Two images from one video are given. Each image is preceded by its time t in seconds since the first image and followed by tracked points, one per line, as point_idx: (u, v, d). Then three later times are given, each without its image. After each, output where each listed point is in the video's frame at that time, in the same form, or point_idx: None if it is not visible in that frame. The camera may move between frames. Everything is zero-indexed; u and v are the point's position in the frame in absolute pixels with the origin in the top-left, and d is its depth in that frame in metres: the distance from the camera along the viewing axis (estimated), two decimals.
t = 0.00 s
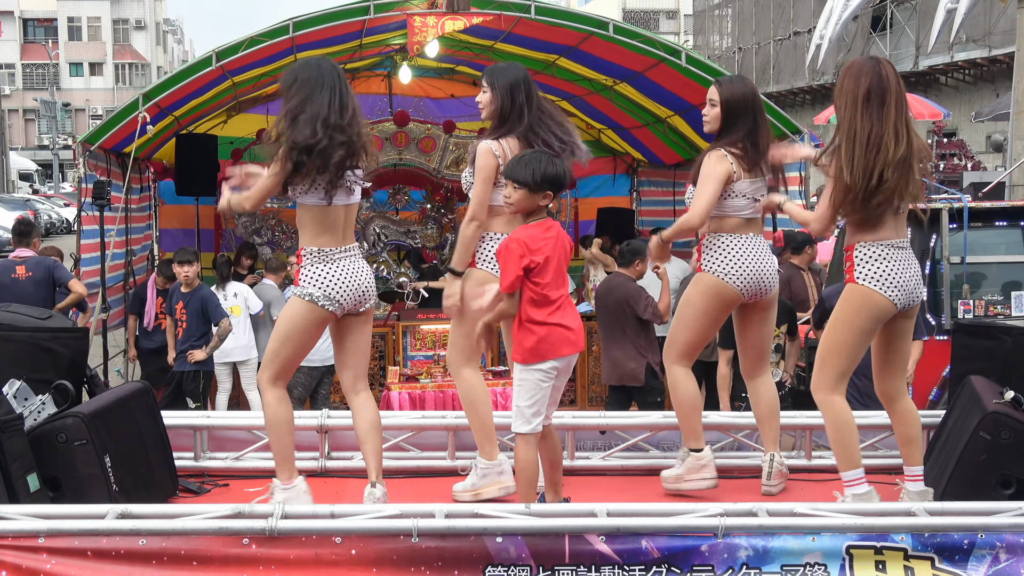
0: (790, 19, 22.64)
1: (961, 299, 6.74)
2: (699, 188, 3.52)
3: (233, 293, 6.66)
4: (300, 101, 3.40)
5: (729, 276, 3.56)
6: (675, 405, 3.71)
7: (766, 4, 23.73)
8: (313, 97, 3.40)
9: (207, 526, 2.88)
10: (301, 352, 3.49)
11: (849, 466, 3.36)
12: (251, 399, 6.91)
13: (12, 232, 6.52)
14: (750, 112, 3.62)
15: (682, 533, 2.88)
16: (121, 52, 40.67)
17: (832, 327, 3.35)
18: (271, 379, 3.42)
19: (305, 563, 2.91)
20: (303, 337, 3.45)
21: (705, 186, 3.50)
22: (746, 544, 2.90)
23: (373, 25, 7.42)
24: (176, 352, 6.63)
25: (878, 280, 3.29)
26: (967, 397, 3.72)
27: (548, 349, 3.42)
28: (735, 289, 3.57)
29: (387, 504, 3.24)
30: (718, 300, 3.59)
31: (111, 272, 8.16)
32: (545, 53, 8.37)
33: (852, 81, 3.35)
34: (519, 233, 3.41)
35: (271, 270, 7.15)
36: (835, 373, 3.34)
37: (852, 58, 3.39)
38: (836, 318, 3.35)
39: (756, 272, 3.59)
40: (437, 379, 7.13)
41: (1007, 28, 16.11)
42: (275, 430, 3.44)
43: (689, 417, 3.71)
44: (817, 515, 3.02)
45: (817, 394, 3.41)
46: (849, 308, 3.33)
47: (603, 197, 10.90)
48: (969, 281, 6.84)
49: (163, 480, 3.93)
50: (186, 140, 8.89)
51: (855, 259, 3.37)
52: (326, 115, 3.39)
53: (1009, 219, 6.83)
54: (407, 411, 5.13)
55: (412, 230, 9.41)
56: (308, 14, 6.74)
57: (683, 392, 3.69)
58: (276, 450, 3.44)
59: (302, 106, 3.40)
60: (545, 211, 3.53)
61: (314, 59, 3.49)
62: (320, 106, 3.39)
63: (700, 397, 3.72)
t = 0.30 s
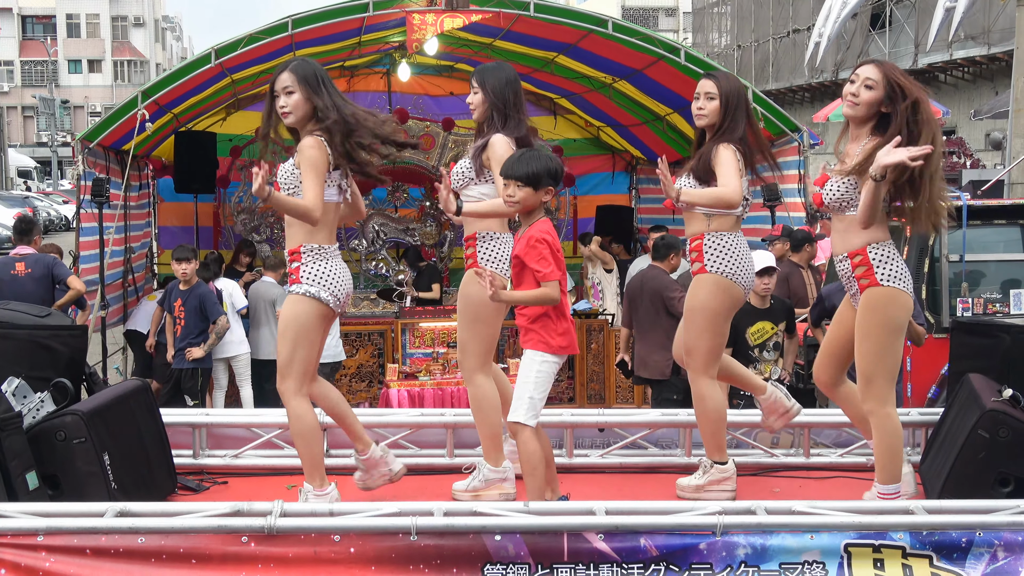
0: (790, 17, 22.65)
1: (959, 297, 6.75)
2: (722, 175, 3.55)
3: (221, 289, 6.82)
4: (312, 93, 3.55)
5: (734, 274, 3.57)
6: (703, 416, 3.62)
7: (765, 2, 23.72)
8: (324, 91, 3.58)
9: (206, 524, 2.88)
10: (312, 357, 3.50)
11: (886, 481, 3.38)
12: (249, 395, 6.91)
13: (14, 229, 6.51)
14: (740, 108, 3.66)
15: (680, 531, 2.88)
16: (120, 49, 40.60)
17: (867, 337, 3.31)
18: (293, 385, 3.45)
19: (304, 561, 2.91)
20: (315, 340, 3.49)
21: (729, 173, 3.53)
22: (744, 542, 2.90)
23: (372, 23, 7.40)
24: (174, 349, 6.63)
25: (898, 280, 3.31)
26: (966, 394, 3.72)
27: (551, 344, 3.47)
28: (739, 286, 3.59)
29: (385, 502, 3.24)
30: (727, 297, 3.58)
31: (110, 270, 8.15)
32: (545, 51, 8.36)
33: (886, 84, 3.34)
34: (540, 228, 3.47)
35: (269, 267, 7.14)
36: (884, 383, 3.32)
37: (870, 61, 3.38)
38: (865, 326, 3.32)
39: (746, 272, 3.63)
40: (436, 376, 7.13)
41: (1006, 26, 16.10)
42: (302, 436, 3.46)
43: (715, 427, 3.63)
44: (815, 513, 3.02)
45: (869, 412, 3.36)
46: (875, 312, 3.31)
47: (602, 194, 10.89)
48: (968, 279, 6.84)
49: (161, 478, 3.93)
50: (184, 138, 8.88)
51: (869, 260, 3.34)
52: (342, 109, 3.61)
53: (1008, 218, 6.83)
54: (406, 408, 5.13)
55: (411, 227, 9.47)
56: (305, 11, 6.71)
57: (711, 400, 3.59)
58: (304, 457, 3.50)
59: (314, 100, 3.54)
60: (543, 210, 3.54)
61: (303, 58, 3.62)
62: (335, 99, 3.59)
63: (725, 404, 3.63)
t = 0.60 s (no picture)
0: (788, 15, 22.66)
1: (957, 295, 6.76)
2: (731, 185, 3.59)
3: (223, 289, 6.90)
4: (310, 96, 3.62)
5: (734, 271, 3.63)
6: (699, 410, 3.61)
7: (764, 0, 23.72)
8: (318, 93, 3.66)
9: (205, 522, 2.88)
10: (314, 353, 3.58)
11: (880, 475, 3.35)
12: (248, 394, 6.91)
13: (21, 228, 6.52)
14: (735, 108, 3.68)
15: (679, 529, 2.89)
16: (118, 48, 40.56)
17: (851, 333, 3.35)
18: (300, 378, 3.51)
19: (303, 559, 2.91)
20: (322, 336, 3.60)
21: (739, 182, 3.58)
22: (742, 540, 2.91)
23: (370, 21, 7.40)
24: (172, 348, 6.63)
25: (889, 285, 3.37)
26: (963, 393, 3.73)
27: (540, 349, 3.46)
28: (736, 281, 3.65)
29: (384, 500, 3.25)
30: (723, 292, 3.61)
31: (110, 269, 8.15)
32: (543, 50, 8.37)
33: (878, 95, 3.34)
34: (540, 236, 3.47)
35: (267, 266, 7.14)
36: (865, 380, 3.32)
37: (858, 73, 3.36)
38: (848, 325, 3.37)
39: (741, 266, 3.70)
40: (434, 375, 7.12)
41: (1004, 24, 16.10)
42: (303, 431, 3.49)
43: (713, 422, 3.62)
44: (813, 511, 3.02)
45: (851, 410, 3.35)
46: (858, 312, 3.36)
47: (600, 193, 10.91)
48: (967, 278, 6.84)
49: (160, 476, 3.93)
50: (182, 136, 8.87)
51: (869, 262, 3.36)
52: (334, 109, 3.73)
53: (1006, 216, 6.84)
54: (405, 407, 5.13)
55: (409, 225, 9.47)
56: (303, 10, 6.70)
57: (709, 396, 3.59)
58: (304, 452, 3.53)
59: (314, 102, 3.63)
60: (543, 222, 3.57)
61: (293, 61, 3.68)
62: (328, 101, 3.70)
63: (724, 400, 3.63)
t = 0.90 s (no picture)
0: (787, 14, 22.66)
1: (956, 294, 6.76)
2: (707, 173, 3.56)
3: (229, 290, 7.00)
4: (310, 100, 3.63)
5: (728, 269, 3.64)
6: (701, 409, 3.62)
7: None
8: (317, 97, 3.68)
9: (204, 521, 2.88)
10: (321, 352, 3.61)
11: (882, 470, 3.34)
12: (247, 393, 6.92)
13: (48, 227, 6.57)
14: (728, 107, 3.70)
15: (677, 528, 2.89)
16: (117, 48, 40.56)
17: (854, 331, 3.38)
18: (305, 376, 3.52)
19: (302, 558, 2.91)
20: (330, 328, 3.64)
21: (715, 170, 3.54)
22: (740, 539, 2.91)
23: (369, 20, 7.39)
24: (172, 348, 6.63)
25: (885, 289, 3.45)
26: (961, 392, 3.73)
27: (532, 359, 3.42)
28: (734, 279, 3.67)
29: (382, 499, 3.25)
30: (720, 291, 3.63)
31: (109, 268, 8.15)
32: (541, 49, 8.37)
33: (869, 96, 3.34)
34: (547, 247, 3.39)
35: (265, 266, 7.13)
36: (869, 376, 3.34)
37: (846, 75, 3.37)
38: (851, 322, 3.40)
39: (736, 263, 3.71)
40: (434, 374, 7.13)
41: (1003, 23, 16.11)
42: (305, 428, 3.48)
43: (714, 420, 3.62)
44: (811, 510, 3.03)
45: (862, 403, 3.36)
46: (858, 308, 3.39)
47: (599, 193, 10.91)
48: (965, 277, 6.85)
49: (159, 476, 3.93)
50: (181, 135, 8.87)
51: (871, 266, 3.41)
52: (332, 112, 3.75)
53: (1005, 215, 6.85)
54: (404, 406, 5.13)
55: (409, 224, 9.52)
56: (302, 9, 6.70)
57: (708, 395, 3.59)
58: (308, 450, 3.51)
59: (313, 105, 3.65)
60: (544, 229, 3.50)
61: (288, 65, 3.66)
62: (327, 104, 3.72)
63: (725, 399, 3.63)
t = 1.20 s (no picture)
0: (786, 14, 22.68)
1: (955, 294, 6.76)
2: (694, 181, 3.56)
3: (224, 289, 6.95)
4: (304, 106, 3.62)
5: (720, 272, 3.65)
6: (696, 412, 3.62)
7: None
8: (314, 103, 3.66)
9: (203, 521, 2.88)
10: (304, 353, 3.61)
11: (874, 471, 3.35)
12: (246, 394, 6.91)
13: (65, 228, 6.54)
14: (726, 112, 3.70)
15: (676, 528, 2.89)
16: (116, 48, 40.57)
17: (836, 333, 3.37)
18: (287, 378, 3.51)
19: (301, 558, 2.91)
20: (312, 337, 3.63)
21: (700, 182, 3.54)
22: (739, 538, 2.91)
23: (368, 20, 7.38)
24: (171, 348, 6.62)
25: (873, 292, 3.41)
26: (960, 392, 3.74)
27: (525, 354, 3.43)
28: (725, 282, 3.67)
29: (381, 499, 3.25)
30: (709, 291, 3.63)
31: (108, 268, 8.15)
32: (540, 49, 8.37)
33: (865, 101, 3.32)
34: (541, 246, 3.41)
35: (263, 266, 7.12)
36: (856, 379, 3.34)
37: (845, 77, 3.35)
38: (831, 324, 3.39)
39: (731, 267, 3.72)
40: (433, 374, 7.13)
41: (1001, 23, 16.13)
42: (297, 430, 3.48)
43: (711, 422, 3.64)
44: (809, 509, 3.03)
45: (839, 408, 3.37)
46: (843, 310, 3.38)
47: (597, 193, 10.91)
48: (964, 277, 6.86)
49: (158, 476, 3.93)
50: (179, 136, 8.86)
51: (853, 267, 3.39)
52: (327, 119, 3.72)
53: (1003, 215, 6.85)
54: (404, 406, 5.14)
55: (408, 225, 9.52)
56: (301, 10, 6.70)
57: (702, 397, 3.59)
58: (301, 453, 3.50)
59: (305, 113, 3.62)
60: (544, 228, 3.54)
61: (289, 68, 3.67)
62: (323, 111, 3.69)
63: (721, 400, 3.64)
